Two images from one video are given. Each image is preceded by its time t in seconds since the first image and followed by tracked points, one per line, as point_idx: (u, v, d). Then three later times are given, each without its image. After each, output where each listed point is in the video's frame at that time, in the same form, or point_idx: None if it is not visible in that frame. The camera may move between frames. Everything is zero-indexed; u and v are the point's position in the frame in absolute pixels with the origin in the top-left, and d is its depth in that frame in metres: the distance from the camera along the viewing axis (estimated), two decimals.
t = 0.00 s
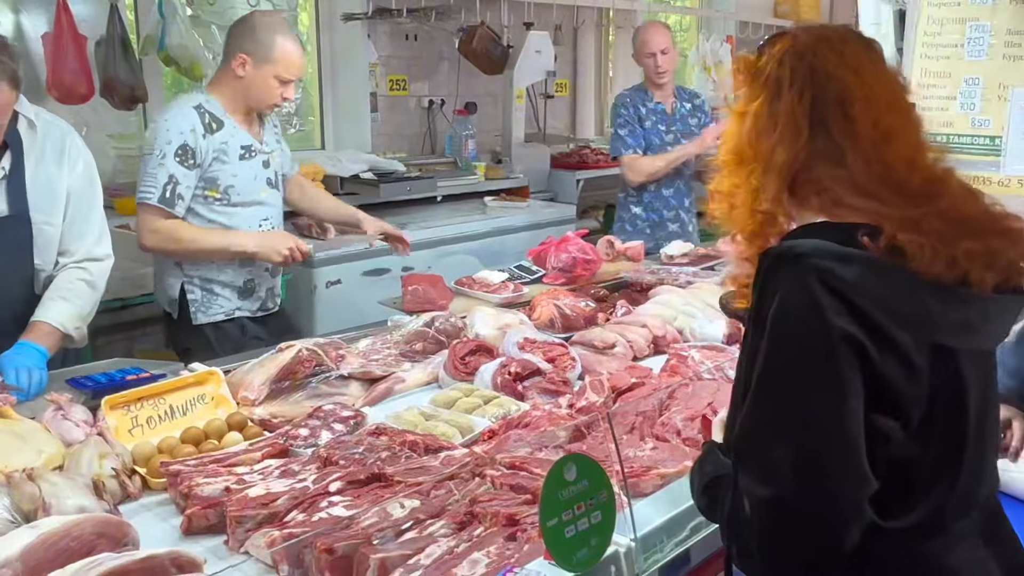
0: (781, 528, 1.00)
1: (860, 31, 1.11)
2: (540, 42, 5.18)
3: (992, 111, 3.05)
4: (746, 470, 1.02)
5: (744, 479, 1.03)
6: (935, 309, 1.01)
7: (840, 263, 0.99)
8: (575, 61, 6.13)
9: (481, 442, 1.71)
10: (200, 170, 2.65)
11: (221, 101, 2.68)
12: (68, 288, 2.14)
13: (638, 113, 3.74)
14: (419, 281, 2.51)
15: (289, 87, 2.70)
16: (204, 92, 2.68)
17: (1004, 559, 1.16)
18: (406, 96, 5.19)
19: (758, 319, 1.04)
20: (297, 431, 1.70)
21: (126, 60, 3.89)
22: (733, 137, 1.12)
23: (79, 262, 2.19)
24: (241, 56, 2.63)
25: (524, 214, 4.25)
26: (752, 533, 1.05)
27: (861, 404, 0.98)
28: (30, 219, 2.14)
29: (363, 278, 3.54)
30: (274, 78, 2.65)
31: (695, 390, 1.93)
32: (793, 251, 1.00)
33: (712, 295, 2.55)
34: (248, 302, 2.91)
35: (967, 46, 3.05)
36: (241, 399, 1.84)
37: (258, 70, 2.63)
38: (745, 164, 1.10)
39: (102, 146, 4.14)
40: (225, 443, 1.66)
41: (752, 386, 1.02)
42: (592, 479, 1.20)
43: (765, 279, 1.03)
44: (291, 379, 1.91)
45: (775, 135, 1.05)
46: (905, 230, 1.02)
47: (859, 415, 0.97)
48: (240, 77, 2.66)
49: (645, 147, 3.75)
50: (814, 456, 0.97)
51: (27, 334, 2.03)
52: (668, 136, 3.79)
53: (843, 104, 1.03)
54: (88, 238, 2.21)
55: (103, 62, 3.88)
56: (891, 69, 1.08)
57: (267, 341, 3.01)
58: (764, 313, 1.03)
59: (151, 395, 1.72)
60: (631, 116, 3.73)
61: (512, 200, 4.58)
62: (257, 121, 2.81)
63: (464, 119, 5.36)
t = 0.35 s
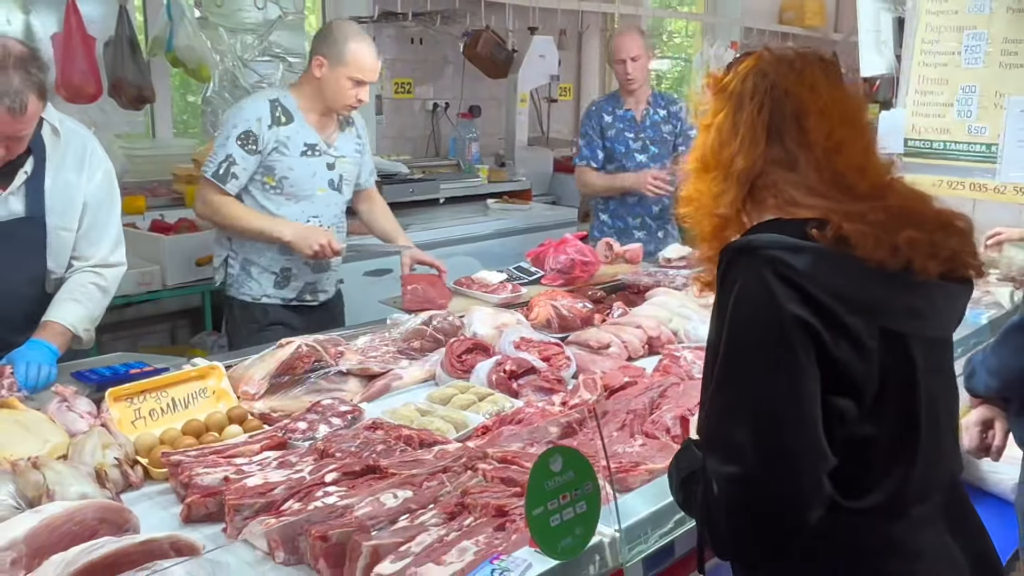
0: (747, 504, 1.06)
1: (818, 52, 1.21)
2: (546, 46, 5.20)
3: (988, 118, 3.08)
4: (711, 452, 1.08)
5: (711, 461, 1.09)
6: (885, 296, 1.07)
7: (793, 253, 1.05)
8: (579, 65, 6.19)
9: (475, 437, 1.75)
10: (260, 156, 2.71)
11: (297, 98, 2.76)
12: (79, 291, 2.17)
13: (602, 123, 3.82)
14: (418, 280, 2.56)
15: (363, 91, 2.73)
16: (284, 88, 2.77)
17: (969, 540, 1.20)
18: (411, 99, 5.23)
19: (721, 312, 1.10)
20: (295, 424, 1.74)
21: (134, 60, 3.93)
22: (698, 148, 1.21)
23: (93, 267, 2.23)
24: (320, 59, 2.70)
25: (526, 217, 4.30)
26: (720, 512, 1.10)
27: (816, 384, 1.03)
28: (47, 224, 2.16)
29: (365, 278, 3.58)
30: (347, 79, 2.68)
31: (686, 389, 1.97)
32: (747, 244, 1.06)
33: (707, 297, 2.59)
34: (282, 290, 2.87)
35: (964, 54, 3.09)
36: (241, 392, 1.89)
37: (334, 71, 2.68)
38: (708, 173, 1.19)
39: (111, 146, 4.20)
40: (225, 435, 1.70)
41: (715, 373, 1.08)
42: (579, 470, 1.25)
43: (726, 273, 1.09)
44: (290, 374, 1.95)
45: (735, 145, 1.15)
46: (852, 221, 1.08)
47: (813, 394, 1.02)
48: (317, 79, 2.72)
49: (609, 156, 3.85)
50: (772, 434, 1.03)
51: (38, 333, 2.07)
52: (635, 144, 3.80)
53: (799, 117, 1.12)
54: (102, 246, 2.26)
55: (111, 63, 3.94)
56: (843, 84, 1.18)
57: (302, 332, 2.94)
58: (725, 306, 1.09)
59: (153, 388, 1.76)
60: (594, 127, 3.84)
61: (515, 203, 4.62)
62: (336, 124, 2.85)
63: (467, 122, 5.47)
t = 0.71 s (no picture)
0: (704, 482, 1.20)
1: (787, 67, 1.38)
2: (549, 52, 5.15)
3: (982, 127, 3.09)
4: (674, 432, 1.24)
5: (674, 441, 1.24)
6: (830, 290, 1.23)
7: (746, 252, 1.20)
8: (582, 71, 6.25)
9: (463, 431, 1.79)
10: (281, 147, 2.78)
11: (320, 95, 2.82)
12: (75, 279, 2.24)
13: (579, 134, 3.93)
14: (414, 280, 2.62)
15: (386, 87, 2.77)
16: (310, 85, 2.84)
17: (909, 514, 1.37)
18: (415, 102, 5.29)
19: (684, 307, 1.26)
20: (289, 417, 1.79)
21: (142, 63, 4.00)
22: (673, 155, 1.37)
23: (82, 251, 2.29)
24: (342, 58, 2.74)
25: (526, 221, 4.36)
26: (680, 490, 1.25)
27: (765, 370, 1.18)
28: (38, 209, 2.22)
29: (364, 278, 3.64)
30: (367, 76, 2.72)
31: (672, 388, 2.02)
32: (709, 246, 1.22)
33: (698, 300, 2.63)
34: (296, 281, 2.94)
35: (959, 62, 3.10)
36: (237, 385, 1.95)
37: (356, 69, 2.72)
38: (681, 180, 1.36)
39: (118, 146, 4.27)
40: (220, 426, 1.75)
41: (679, 361, 1.23)
42: (554, 462, 1.34)
43: (689, 272, 1.25)
44: (286, 367, 2.01)
45: (704, 153, 1.31)
46: (803, 222, 1.23)
47: (763, 379, 1.18)
48: (340, 77, 2.77)
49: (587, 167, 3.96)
50: (726, 415, 1.18)
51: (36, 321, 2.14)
52: (610, 157, 3.89)
53: (763, 130, 1.29)
54: (90, 230, 2.31)
55: (120, 64, 4.01)
56: (807, 97, 1.34)
57: (311, 324, 3.01)
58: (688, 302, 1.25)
59: (152, 380, 1.81)
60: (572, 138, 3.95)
61: (516, 206, 4.68)
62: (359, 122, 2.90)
63: (471, 126, 5.50)
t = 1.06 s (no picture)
0: (693, 472, 1.24)
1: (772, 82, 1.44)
2: (553, 63, 5.30)
3: (980, 139, 3.11)
4: (663, 426, 1.27)
5: (663, 435, 1.28)
6: (813, 288, 1.27)
7: (735, 251, 1.24)
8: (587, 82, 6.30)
9: (460, 434, 1.81)
10: (295, 158, 2.82)
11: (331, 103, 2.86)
12: (89, 286, 2.29)
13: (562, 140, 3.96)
14: (416, 287, 2.68)
15: (393, 92, 2.81)
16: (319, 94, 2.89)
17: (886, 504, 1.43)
18: (422, 113, 5.35)
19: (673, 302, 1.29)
20: (290, 419, 1.83)
21: (152, 73, 4.06)
22: (664, 164, 1.41)
23: (101, 260, 2.33)
24: (349, 67, 2.81)
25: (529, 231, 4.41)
26: (668, 482, 1.28)
27: (753, 364, 1.22)
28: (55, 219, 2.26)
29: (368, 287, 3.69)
30: (376, 83, 2.77)
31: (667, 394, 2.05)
32: (699, 244, 1.26)
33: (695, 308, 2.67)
34: (315, 288, 2.98)
35: (957, 76, 3.13)
36: (240, 388, 1.99)
37: (364, 77, 2.77)
38: (671, 187, 1.40)
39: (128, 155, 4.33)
40: (223, 427, 1.79)
41: (668, 356, 1.27)
42: (545, 462, 1.38)
43: (679, 269, 1.29)
44: (287, 371, 2.04)
45: (695, 161, 1.36)
46: (788, 225, 1.28)
47: (751, 372, 1.22)
48: (349, 85, 2.82)
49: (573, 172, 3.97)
50: (714, 406, 1.21)
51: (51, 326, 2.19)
52: (586, 171, 3.93)
53: (752, 139, 1.33)
54: (106, 240, 2.35)
55: (130, 74, 4.07)
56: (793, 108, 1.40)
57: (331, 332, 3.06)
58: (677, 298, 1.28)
59: (157, 382, 1.85)
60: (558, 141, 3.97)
61: (520, 216, 4.72)
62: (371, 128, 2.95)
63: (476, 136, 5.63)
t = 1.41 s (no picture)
0: (696, 463, 1.25)
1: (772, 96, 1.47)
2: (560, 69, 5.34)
3: (985, 145, 3.12)
4: (666, 418, 1.28)
5: (665, 428, 1.29)
6: (812, 284, 1.29)
7: (736, 248, 1.26)
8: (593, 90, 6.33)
9: (465, 437, 1.83)
10: (343, 188, 2.77)
11: (357, 119, 2.80)
12: (102, 297, 2.32)
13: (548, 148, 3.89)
14: (423, 292, 2.70)
15: (415, 102, 2.79)
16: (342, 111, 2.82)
17: (881, 498, 1.45)
18: (429, 121, 5.39)
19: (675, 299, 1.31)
20: (297, 423, 1.85)
21: (161, 82, 4.10)
22: (668, 173, 1.43)
23: (116, 271, 2.38)
24: (366, 77, 2.75)
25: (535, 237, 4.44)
26: (671, 474, 1.29)
27: (754, 356, 1.24)
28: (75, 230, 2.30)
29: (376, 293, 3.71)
30: (396, 94, 2.74)
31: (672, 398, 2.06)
32: (701, 242, 1.28)
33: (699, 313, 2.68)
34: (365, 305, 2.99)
35: (961, 82, 3.14)
36: (248, 392, 2.01)
37: (382, 86, 2.74)
38: (673, 195, 1.42)
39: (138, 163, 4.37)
40: (231, 431, 1.81)
41: (671, 350, 1.29)
42: (546, 464, 1.41)
43: (681, 267, 1.30)
44: (294, 376, 2.06)
45: (699, 169, 1.38)
46: (789, 226, 1.30)
47: (753, 364, 1.23)
48: (368, 96, 2.79)
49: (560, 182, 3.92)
50: (718, 397, 1.23)
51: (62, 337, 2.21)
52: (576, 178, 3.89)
53: (755, 149, 1.36)
54: (122, 252, 2.40)
55: (139, 83, 4.11)
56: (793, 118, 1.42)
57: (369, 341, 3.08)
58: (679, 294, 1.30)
59: (165, 386, 1.88)
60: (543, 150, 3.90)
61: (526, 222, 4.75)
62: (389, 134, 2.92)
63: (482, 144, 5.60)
